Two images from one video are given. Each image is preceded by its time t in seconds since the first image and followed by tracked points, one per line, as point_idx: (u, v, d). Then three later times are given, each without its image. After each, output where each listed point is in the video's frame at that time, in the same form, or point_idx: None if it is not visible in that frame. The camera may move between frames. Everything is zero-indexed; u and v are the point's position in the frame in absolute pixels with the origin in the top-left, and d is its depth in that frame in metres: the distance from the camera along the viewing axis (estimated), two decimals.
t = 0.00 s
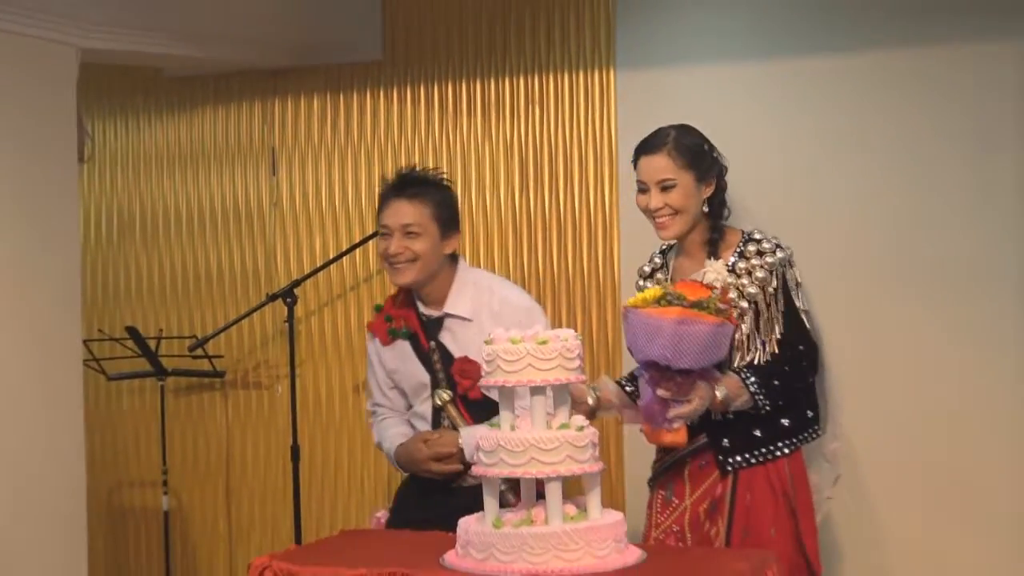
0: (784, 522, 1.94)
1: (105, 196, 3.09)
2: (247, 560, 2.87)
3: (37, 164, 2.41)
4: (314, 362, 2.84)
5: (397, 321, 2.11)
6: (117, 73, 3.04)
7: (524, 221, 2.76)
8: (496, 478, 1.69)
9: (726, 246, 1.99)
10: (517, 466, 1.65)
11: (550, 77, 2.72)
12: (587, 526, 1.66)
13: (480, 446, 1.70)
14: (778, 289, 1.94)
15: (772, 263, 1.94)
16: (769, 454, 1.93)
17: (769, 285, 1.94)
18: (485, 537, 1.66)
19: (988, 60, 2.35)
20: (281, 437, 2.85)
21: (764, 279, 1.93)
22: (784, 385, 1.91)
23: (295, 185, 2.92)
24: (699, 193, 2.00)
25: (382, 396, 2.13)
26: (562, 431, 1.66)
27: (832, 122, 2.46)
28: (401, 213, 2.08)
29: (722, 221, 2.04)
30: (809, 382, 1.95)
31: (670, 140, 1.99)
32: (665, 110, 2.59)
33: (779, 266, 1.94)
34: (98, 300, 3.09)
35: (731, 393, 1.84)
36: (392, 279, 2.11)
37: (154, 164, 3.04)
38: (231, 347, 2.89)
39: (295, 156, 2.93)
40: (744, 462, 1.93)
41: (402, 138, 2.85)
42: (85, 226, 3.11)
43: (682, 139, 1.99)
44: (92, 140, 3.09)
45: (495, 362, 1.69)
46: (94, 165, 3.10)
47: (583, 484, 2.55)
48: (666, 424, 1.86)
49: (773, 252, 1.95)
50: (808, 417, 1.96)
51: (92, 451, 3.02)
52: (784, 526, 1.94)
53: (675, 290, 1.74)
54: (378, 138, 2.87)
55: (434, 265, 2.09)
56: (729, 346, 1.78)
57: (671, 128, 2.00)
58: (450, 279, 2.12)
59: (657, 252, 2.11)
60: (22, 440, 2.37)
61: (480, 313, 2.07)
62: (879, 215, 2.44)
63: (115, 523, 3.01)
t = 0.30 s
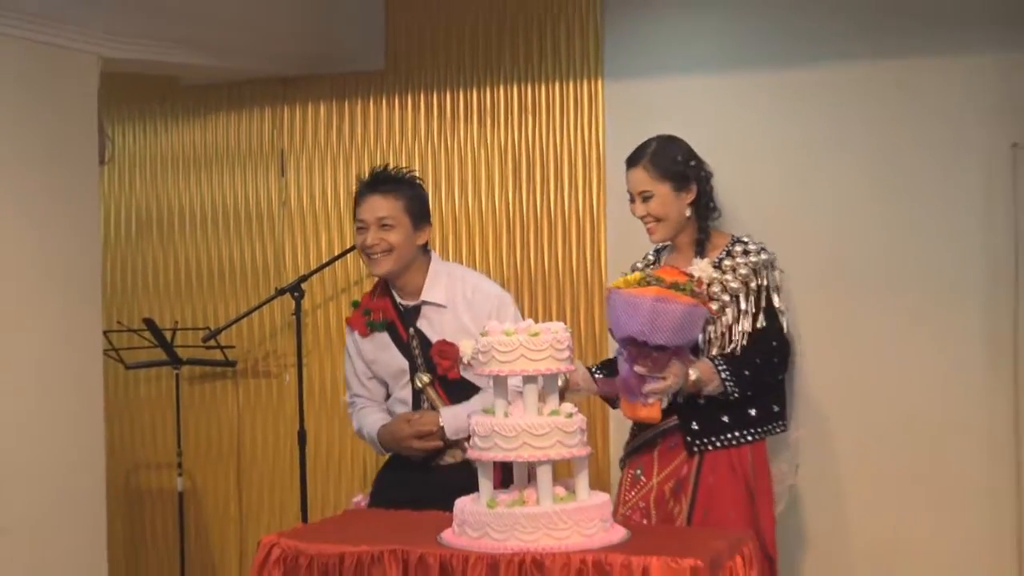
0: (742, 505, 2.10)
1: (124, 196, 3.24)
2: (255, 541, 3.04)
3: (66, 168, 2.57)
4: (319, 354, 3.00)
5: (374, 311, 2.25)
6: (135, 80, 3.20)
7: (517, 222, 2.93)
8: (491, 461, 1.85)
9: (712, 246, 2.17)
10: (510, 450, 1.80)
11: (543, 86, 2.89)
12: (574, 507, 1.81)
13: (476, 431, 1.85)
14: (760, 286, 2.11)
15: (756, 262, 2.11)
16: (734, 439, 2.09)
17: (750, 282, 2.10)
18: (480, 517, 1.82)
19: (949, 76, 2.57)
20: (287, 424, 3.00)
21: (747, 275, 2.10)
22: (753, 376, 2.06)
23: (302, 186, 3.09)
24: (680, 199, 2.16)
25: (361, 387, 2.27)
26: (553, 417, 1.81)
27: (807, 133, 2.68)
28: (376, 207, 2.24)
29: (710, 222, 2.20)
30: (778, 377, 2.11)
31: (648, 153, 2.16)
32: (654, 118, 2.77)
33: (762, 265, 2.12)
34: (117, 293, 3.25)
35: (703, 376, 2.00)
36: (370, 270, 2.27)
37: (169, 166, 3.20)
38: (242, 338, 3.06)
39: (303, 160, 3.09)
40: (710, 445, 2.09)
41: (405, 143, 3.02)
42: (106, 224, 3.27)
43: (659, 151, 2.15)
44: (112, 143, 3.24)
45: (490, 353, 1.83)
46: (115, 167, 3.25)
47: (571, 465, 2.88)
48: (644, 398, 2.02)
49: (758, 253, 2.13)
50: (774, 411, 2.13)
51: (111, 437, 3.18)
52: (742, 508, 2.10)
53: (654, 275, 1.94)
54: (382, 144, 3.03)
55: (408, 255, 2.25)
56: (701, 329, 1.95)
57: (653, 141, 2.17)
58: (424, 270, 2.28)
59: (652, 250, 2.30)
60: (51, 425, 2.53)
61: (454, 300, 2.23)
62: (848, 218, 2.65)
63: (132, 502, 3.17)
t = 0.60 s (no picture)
0: (725, 484, 2.28)
1: (145, 198, 3.41)
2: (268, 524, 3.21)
3: (84, 172, 2.80)
4: (328, 346, 3.17)
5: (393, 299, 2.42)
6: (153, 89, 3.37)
7: (514, 222, 3.10)
8: (490, 446, 1.98)
9: (693, 248, 2.35)
10: (507, 437, 1.94)
11: (540, 94, 3.06)
12: (568, 490, 1.94)
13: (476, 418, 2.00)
14: (739, 282, 2.29)
15: (735, 260, 2.30)
16: (718, 424, 2.27)
17: (731, 278, 2.28)
18: (479, 499, 1.94)
19: (915, 86, 2.76)
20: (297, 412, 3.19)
21: (728, 273, 2.28)
22: (734, 363, 2.22)
23: (313, 188, 3.26)
24: (666, 202, 2.33)
25: (372, 368, 2.43)
26: (547, 405, 1.95)
27: (787, 138, 2.86)
28: (413, 203, 2.40)
29: (690, 227, 2.39)
30: (757, 367, 2.30)
31: (640, 157, 2.33)
32: (644, 125, 2.96)
33: (740, 263, 2.30)
34: (138, 288, 3.42)
35: (687, 364, 2.16)
36: (403, 261, 2.43)
37: (187, 168, 3.38)
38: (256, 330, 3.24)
39: (314, 164, 3.27)
40: (695, 429, 2.26)
41: (409, 148, 3.19)
42: (128, 224, 3.44)
43: (650, 156, 2.33)
44: (134, 149, 3.41)
45: (488, 345, 1.98)
46: (137, 170, 3.42)
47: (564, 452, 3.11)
48: (632, 385, 2.13)
49: (736, 252, 2.31)
50: (754, 398, 2.31)
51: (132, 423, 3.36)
52: (724, 488, 2.28)
53: (640, 271, 2.05)
54: (386, 149, 3.21)
55: (439, 250, 2.42)
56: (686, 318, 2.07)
57: (643, 148, 2.34)
58: (445, 264, 2.45)
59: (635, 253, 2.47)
60: (64, 408, 2.75)
61: (471, 292, 2.41)
62: (824, 219, 2.83)
63: (152, 484, 3.34)
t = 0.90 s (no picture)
0: (719, 464, 2.43)
1: (166, 199, 3.65)
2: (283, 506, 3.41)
3: (108, 177, 3.03)
4: (336, 339, 3.37)
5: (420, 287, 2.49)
6: (174, 97, 3.61)
7: (512, 223, 3.30)
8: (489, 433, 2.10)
9: (679, 245, 2.52)
10: (505, 423, 2.06)
11: (537, 102, 3.26)
12: (563, 473, 2.02)
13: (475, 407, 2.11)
14: (724, 276, 2.46)
15: (719, 255, 2.46)
16: (712, 408, 2.43)
17: (717, 272, 2.45)
18: (479, 481, 2.02)
19: (885, 95, 2.96)
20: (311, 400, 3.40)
21: (713, 266, 2.45)
22: (724, 351, 2.39)
23: (322, 191, 3.47)
24: (654, 202, 2.49)
25: (390, 335, 2.46)
26: (543, 394, 2.08)
27: (769, 144, 3.06)
28: (447, 202, 2.43)
29: (676, 226, 2.54)
30: (744, 355, 2.48)
31: (629, 160, 2.48)
32: (636, 132, 3.15)
33: (725, 258, 2.46)
34: (161, 285, 3.65)
35: (682, 353, 2.32)
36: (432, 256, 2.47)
37: (204, 173, 3.59)
38: (270, 322, 3.44)
39: (322, 169, 3.47)
40: (690, 414, 2.42)
41: (412, 153, 3.38)
42: (150, 224, 3.67)
43: (639, 159, 2.47)
44: (155, 154, 3.65)
45: (487, 338, 2.11)
46: (158, 174, 3.66)
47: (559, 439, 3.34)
48: (636, 375, 2.26)
49: (719, 248, 2.49)
50: (743, 383, 2.49)
51: (154, 411, 3.59)
52: (719, 468, 2.43)
53: (633, 269, 2.19)
54: (390, 155, 3.40)
55: (468, 249, 2.48)
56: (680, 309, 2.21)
57: (631, 153, 2.48)
58: (471, 259, 2.52)
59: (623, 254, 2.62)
60: (88, 394, 2.96)
61: (493, 286, 2.49)
62: (801, 219, 3.04)
63: (173, 467, 3.58)
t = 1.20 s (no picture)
0: (718, 441, 2.67)
1: (189, 200, 4.00)
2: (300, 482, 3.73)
3: (137, 177, 3.28)
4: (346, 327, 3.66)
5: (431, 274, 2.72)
6: (198, 105, 3.94)
7: (507, 221, 3.62)
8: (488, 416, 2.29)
9: (675, 238, 2.73)
10: (503, 407, 2.25)
11: (530, 111, 3.57)
12: (554, 452, 2.23)
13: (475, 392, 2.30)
14: (719, 267, 2.66)
15: (713, 248, 2.67)
16: (709, 389, 2.66)
17: (712, 264, 2.66)
18: (478, 460, 2.23)
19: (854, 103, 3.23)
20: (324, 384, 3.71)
21: (708, 259, 2.65)
22: (719, 337, 2.62)
23: (332, 191, 3.79)
24: (654, 199, 2.68)
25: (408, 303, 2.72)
26: (537, 379, 2.27)
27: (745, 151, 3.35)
28: (445, 207, 2.62)
29: (672, 220, 2.75)
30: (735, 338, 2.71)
31: (632, 161, 2.66)
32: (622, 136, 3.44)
33: (718, 250, 2.67)
34: (186, 277, 4.00)
35: (682, 341, 2.52)
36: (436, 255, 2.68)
37: (225, 175, 3.92)
38: (285, 313, 3.76)
39: (333, 171, 3.79)
40: (690, 395, 2.65)
41: (416, 157, 3.69)
42: (174, 223, 4.02)
43: (642, 160, 2.66)
44: (180, 158, 4.00)
45: (486, 328, 2.30)
46: (181, 176, 4.00)
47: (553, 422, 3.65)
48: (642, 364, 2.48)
49: (712, 241, 2.69)
50: (734, 363, 2.72)
51: (179, 394, 3.93)
52: (718, 444, 2.67)
53: (633, 266, 2.44)
54: (396, 158, 3.71)
55: (470, 246, 2.67)
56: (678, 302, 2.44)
57: (632, 154, 2.66)
58: (477, 255, 2.72)
59: (615, 245, 2.80)
60: (122, 376, 3.22)
61: (499, 279, 2.67)
62: (776, 217, 3.33)
63: (196, 447, 3.90)
